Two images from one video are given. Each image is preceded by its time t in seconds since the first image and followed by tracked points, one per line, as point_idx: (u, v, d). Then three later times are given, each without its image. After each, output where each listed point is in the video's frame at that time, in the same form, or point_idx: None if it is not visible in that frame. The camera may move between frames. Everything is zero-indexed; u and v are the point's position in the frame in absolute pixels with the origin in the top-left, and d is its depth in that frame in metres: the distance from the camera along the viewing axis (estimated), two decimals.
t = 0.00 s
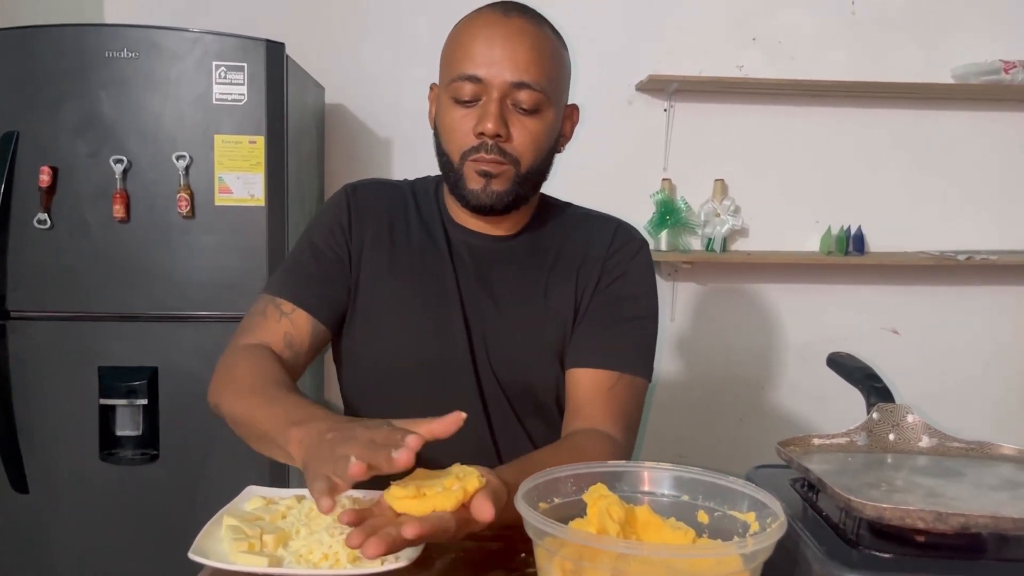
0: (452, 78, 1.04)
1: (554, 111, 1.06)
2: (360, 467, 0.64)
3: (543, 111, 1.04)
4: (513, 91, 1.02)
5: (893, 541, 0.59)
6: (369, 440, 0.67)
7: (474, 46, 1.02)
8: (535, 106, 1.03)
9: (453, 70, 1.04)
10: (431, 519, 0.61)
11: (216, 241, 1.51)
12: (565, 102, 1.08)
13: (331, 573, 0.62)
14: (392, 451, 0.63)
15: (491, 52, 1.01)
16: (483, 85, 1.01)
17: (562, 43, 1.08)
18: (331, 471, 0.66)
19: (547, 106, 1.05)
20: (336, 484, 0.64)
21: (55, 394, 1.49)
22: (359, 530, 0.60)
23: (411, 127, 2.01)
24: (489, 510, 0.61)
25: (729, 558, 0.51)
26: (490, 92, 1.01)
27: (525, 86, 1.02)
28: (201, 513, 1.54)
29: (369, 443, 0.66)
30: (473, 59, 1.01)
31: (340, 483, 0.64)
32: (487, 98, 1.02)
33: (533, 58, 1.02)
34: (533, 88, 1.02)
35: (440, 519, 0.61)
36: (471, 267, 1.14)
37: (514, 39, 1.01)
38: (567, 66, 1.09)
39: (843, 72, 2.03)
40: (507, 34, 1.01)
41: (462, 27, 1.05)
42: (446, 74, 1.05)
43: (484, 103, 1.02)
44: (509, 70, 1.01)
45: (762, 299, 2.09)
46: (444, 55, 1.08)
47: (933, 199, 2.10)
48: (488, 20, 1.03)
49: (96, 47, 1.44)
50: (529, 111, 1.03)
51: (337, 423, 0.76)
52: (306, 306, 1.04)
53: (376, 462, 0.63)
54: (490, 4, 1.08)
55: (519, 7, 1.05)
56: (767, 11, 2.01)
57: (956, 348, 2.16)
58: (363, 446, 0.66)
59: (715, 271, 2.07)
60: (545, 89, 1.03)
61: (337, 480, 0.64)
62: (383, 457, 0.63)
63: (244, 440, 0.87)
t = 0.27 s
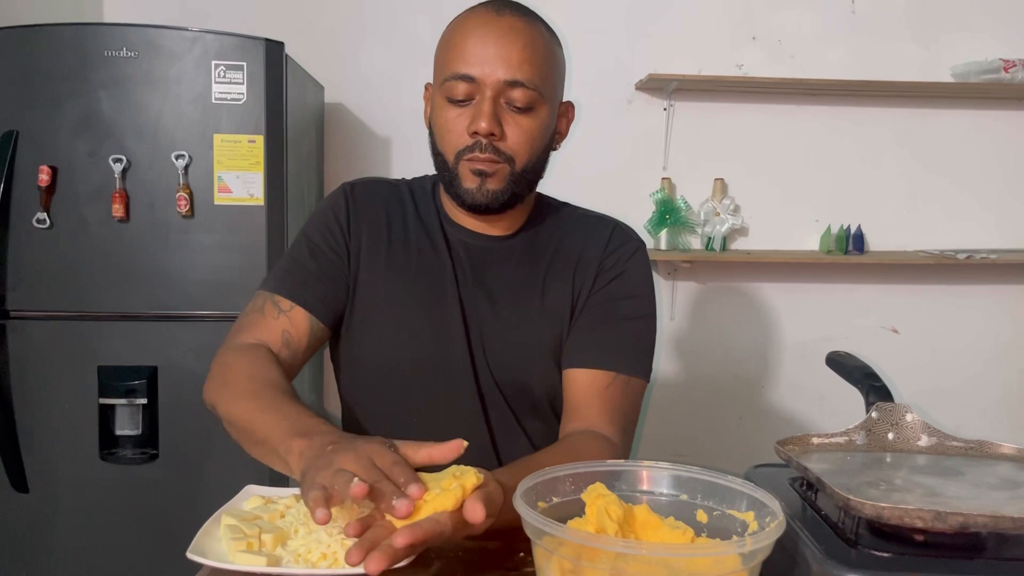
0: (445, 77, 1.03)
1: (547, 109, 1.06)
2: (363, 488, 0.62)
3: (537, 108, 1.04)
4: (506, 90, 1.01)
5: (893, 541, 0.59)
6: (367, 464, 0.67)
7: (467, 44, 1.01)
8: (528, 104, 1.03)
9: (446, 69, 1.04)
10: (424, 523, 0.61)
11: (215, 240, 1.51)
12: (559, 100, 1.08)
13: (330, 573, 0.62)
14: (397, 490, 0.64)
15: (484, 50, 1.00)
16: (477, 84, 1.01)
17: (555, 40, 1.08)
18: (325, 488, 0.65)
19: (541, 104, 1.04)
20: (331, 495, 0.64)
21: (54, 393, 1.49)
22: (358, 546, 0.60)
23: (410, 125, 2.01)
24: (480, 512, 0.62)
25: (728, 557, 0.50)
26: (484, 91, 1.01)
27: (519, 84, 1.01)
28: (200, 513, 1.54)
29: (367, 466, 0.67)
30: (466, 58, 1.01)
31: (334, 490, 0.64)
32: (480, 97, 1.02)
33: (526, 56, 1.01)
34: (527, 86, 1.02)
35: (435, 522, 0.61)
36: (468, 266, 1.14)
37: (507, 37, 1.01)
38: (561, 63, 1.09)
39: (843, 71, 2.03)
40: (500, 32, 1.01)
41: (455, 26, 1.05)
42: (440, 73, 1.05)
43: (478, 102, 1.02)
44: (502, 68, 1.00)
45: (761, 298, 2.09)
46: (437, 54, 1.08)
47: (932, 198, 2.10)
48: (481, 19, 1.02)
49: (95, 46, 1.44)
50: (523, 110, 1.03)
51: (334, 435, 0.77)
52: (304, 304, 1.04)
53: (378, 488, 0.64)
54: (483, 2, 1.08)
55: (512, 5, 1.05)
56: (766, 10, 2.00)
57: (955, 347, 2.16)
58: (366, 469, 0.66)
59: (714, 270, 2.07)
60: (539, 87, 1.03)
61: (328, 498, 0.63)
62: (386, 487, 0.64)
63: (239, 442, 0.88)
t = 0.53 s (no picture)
0: (441, 73, 1.03)
1: (544, 105, 1.06)
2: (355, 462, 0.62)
3: (534, 105, 1.04)
4: (503, 86, 1.01)
5: (892, 539, 0.59)
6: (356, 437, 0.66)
7: (463, 41, 1.01)
8: (525, 100, 1.02)
9: (443, 65, 1.03)
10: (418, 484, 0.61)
11: (214, 238, 1.51)
12: (556, 96, 1.08)
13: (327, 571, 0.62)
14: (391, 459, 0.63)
15: (480, 47, 1.00)
16: (473, 80, 1.01)
17: (552, 37, 1.08)
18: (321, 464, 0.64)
19: (537, 100, 1.04)
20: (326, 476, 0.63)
21: (53, 392, 1.48)
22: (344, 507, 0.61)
23: (410, 124, 2.01)
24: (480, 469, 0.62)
25: (726, 555, 0.50)
26: (481, 87, 1.01)
27: (515, 80, 1.01)
28: (199, 511, 1.54)
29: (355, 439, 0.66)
30: (462, 54, 1.01)
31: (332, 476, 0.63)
32: (477, 93, 1.01)
33: (523, 52, 1.01)
34: (524, 82, 1.01)
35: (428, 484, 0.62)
36: (466, 265, 1.14)
37: (503, 33, 1.00)
38: (557, 60, 1.09)
39: (843, 71, 2.03)
40: (496, 28, 1.01)
41: (451, 22, 1.04)
42: (436, 70, 1.05)
43: (474, 99, 1.01)
44: (499, 65, 1.00)
45: (760, 296, 2.09)
46: (433, 50, 1.07)
47: (932, 196, 2.09)
48: (477, 15, 1.02)
49: (93, 44, 1.43)
50: (519, 106, 1.03)
51: (326, 420, 0.76)
52: (300, 303, 1.04)
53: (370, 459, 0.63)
54: None
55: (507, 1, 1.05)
56: (766, 10, 2.00)
57: (955, 345, 2.16)
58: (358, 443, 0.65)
59: (714, 269, 2.07)
60: (535, 83, 1.03)
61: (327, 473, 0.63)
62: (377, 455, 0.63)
63: (240, 441, 0.86)
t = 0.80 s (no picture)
0: (441, 71, 1.03)
1: (544, 104, 1.06)
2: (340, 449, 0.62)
3: (533, 103, 1.04)
4: (503, 84, 1.01)
5: (893, 537, 0.59)
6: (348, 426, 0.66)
7: (462, 39, 1.01)
8: (524, 99, 1.02)
9: (442, 63, 1.03)
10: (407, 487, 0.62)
11: (213, 237, 1.51)
12: (555, 94, 1.08)
13: (326, 570, 0.62)
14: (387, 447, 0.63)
15: (480, 44, 1.00)
16: (473, 78, 1.01)
17: (551, 34, 1.07)
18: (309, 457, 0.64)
19: (537, 98, 1.04)
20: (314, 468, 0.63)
21: (52, 391, 1.48)
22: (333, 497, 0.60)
23: (409, 123, 2.01)
24: (467, 472, 0.62)
25: (726, 554, 0.50)
26: (481, 85, 1.01)
27: (515, 78, 1.01)
28: (199, 510, 1.54)
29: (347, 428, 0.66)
30: (462, 52, 1.01)
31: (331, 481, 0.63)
32: (477, 91, 1.01)
33: (523, 49, 1.01)
34: (523, 80, 1.01)
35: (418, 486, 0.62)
36: (465, 263, 1.13)
37: (503, 31, 1.00)
38: (557, 58, 1.09)
39: (842, 70, 2.03)
40: (495, 26, 1.01)
41: (451, 20, 1.04)
42: (435, 67, 1.05)
43: (474, 96, 1.01)
44: (498, 63, 1.00)
45: (760, 295, 2.09)
46: (432, 48, 1.07)
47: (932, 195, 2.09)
48: (476, 13, 1.02)
49: (93, 43, 1.43)
50: (519, 104, 1.03)
51: (316, 415, 0.77)
52: (298, 301, 1.04)
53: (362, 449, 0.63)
54: None
55: None
56: (766, 9, 2.00)
57: (955, 344, 2.16)
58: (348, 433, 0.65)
59: (713, 268, 2.07)
60: (535, 81, 1.03)
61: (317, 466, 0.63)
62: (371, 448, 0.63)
63: (234, 441, 0.86)
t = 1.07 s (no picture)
0: (441, 70, 1.03)
1: (544, 102, 1.06)
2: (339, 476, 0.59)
3: (534, 102, 1.04)
4: (503, 83, 1.01)
5: (895, 535, 0.59)
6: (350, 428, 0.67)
7: (463, 37, 1.01)
8: (525, 97, 1.02)
9: (443, 62, 1.03)
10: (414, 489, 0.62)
11: (214, 236, 1.51)
12: (556, 93, 1.08)
13: (328, 570, 0.62)
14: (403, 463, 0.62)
15: (480, 43, 1.00)
16: (474, 76, 1.01)
17: (552, 33, 1.08)
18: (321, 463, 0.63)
19: (538, 97, 1.04)
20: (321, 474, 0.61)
21: (53, 390, 1.48)
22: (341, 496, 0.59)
23: (409, 122, 2.01)
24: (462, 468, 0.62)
25: (729, 552, 0.50)
26: (482, 83, 1.01)
27: (516, 77, 1.01)
28: (199, 510, 1.54)
29: (351, 427, 0.67)
30: (462, 50, 1.01)
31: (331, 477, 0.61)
32: (477, 90, 1.01)
33: (523, 48, 1.01)
34: (524, 79, 1.01)
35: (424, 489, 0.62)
36: (466, 262, 1.13)
37: (504, 30, 1.00)
38: (557, 56, 1.09)
39: (843, 69, 2.03)
40: (496, 25, 1.01)
41: (451, 18, 1.04)
42: (435, 66, 1.05)
43: (474, 95, 1.01)
44: (499, 61, 1.00)
45: (760, 294, 2.09)
46: (433, 47, 1.07)
47: (933, 194, 2.09)
48: (477, 12, 1.02)
49: (93, 42, 1.43)
50: (520, 102, 1.03)
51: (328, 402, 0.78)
52: (304, 299, 1.04)
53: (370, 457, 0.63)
54: None
55: None
56: (766, 8, 2.00)
57: (955, 343, 2.16)
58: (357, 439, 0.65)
59: (714, 267, 2.07)
60: (536, 80, 1.03)
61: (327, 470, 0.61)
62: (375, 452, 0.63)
63: (246, 437, 0.87)
